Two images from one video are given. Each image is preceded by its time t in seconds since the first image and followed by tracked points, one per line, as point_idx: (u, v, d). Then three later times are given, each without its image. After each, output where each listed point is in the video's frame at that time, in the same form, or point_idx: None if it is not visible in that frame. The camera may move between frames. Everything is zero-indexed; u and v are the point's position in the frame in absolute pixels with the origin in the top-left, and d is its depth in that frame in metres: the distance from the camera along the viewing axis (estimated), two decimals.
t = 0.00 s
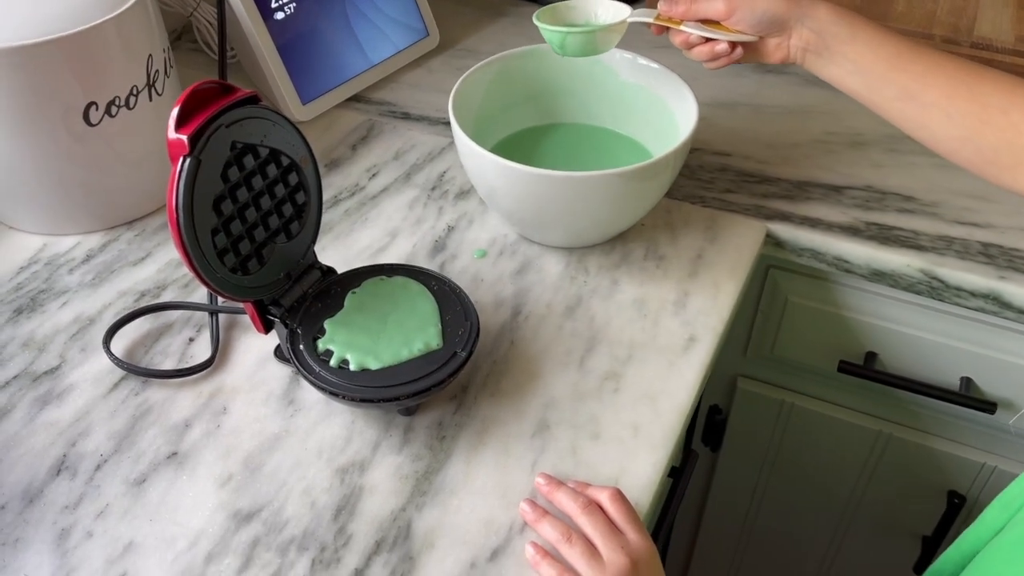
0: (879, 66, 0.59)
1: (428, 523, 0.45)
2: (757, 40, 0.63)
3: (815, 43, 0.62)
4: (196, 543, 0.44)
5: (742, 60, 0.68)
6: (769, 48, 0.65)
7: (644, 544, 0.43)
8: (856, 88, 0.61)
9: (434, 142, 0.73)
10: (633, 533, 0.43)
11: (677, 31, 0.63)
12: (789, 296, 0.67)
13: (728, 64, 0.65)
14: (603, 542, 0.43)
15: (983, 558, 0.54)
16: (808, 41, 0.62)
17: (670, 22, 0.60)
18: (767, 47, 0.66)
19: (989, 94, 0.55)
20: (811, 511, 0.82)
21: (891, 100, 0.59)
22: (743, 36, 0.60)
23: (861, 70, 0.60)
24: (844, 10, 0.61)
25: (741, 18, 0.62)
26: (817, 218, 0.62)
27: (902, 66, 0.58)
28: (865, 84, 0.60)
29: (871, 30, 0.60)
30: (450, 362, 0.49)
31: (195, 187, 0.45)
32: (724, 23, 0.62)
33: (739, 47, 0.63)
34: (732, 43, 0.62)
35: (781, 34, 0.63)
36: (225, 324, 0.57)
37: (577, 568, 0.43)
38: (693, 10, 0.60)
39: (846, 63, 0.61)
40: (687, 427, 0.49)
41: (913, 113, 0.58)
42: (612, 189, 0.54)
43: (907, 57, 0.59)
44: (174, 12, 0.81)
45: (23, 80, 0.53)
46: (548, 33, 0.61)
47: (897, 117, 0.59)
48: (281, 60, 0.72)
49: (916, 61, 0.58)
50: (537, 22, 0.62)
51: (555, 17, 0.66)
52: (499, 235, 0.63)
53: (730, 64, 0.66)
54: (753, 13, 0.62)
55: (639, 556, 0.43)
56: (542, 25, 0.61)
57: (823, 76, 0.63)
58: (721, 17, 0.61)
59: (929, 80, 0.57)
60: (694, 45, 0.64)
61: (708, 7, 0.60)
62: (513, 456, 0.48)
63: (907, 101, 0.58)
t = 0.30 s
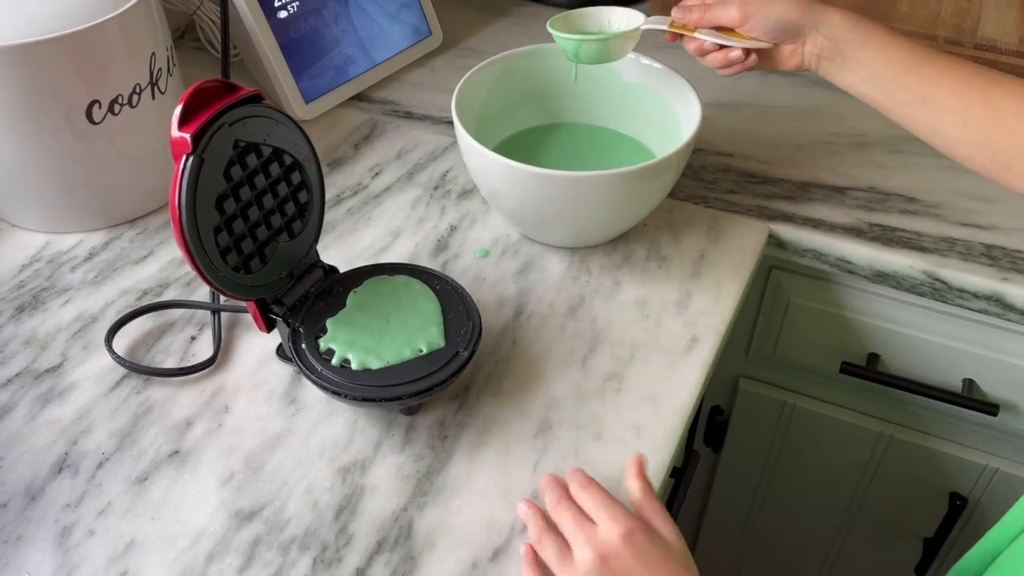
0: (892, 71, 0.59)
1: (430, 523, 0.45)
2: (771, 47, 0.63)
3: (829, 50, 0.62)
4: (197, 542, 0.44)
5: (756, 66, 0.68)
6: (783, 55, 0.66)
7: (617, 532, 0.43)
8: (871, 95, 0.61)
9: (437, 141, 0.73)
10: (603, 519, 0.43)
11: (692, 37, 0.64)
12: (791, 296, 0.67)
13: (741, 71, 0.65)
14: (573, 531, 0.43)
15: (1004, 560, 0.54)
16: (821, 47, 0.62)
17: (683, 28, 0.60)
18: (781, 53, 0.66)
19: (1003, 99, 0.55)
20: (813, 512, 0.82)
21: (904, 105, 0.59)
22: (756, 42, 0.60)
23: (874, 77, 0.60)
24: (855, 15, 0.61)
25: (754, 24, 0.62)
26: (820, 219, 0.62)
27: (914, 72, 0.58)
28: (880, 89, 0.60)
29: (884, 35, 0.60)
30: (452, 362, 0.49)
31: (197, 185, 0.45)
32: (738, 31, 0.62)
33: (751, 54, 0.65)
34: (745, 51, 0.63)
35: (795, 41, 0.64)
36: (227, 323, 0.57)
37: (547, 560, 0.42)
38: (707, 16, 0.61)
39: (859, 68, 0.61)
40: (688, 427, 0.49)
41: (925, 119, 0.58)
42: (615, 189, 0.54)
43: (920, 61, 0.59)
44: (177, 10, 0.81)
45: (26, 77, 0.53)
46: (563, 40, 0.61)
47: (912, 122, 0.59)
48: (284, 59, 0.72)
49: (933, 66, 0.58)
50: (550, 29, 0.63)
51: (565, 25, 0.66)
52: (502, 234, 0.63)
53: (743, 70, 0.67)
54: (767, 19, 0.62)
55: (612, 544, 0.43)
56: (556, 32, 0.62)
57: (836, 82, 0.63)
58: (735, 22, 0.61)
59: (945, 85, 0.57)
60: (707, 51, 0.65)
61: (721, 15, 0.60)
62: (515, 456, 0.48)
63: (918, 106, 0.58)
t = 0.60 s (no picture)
0: (934, 85, 0.61)
1: (445, 523, 0.45)
2: (813, 57, 0.65)
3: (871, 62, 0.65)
4: (213, 541, 0.44)
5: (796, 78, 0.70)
6: (825, 67, 0.68)
7: (483, 309, 0.39)
8: (913, 108, 0.63)
9: (448, 140, 0.73)
10: (471, 294, 0.40)
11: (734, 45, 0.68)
12: (802, 297, 0.67)
13: (780, 81, 0.67)
14: (438, 312, 0.39)
15: None
16: (864, 59, 0.65)
17: (727, 36, 0.64)
18: (822, 65, 0.68)
19: None
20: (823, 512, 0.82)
21: (945, 118, 0.61)
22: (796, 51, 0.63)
23: (918, 91, 0.62)
24: (899, 31, 0.64)
25: (797, 36, 0.66)
26: (832, 220, 0.62)
27: (956, 88, 0.60)
28: (925, 104, 0.62)
29: (931, 53, 0.62)
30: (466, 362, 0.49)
31: (214, 183, 0.45)
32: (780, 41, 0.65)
33: (794, 64, 0.66)
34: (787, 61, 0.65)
35: (838, 53, 0.66)
36: (239, 322, 0.57)
37: (415, 341, 0.39)
38: (750, 26, 0.65)
39: (902, 82, 0.63)
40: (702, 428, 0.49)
41: (960, 134, 0.60)
42: (630, 189, 0.54)
43: (962, 77, 0.61)
44: (188, 8, 0.81)
45: (41, 76, 0.53)
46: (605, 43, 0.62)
47: (949, 135, 0.61)
48: (296, 58, 0.72)
49: (978, 83, 0.60)
50: (593, 31, 0.64)
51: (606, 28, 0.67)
52: (514, 234, 0.63)
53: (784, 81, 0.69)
54: (810, 30, 0.65)
55: (478, 320, 0.39)
56: (599, 35, 0.63)
57: (878, 95, 0.65)
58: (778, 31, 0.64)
59: (990, 103, 0.59)
60: (749, 60, 0.68)
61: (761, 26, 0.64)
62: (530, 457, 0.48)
63: (958, 120, 0.60)
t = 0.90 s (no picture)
0: (919, 92, 0.59)
1: (445, 524, 0.45)
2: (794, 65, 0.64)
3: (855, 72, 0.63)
4: (213, 541, 0.44)
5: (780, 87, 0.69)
6: (807, 78, 0.66)
7: (301, 118, 0.44)
8: (899, 117, 0.61)
9: (449, 140, 0.73)
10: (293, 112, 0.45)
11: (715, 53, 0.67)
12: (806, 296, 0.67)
13: (762, 90, 0.67)
14: (256, 127, 0.43)
15: None
16: (847, 69, 0.63)
17: (708, 43, 0.64)
18: (804, 75, 0.67)
19: None
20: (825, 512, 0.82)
21: (933, 125, 0.59)
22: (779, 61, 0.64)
23: (903, 100, 0.60)
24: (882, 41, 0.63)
25: (779, 44, 0.65)
26: (835, 220, 0.62)
27: (943, 96, 0.58)
28: (904, 110, 0.60)
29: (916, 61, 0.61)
30: (465, 363, 0.49)
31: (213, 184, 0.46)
32: (761, 50, 0.65)
33: (775, 73, 0.66)
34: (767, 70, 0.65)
35: (819, 62, 0.65)
36: (239, 322, 0.57)
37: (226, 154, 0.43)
38: (731, 33, 0.64)
39: (887, 91, 0.61)
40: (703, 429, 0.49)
41: (953, 141, 0.58)
42: (631, 189, 0.54)
43: (946, 85, 0.59)
44: (189, 8, 0.81)
45: (42, 76, 0.53)
46: (587, 50, 0.62)
47: (940, 144, 0.59)
48: (297, 58, 0.72)
49: (966, 89, 0.58)
50: (573, 37, 0.64)
51: (588, 31, 0.66)
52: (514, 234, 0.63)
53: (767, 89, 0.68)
54: (792, 38, 0.64)
55: (301, 126, 0.44)
56: (579, 42, 0.63)
57: (864, 105, 0.64)
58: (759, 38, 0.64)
59: (970, 105, 0.57)
60: (729, 68, 0.67)
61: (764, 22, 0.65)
62: (530, 457, 0.48)
63: (947, 128, 0.58)
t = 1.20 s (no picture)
0: (943, 103, 0.58)
1: (441, 522, 0.45)
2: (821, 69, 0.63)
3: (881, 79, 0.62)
4: (209, 539, 0.44)
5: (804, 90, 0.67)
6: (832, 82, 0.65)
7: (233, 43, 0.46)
8: (921, 129, 0.60)
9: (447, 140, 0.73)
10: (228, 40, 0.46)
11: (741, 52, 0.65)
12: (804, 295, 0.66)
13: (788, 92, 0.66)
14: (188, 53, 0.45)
15: None
16: (874, 76, 0.62)
17: (735, 43, 0.62)
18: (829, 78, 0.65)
19: None
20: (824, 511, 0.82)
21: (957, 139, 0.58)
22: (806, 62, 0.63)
23: (927, 112, 0.59)
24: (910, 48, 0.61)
25: (807, 48, 0.62)
26: (833, 219, 0.62)
27: (968, 110, 0.57)
28: (922, 119, 0.59)
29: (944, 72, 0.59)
30: (462, 361, 0.49)
31: (210, 183, 0.46)
32: (790, 51, 0.63)
33: (801, 76, 0.64)
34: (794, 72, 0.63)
35: (847, 68, 0.63)
36: (237, 321, 0.57)
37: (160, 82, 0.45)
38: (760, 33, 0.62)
39: (912, 100, 0.60)
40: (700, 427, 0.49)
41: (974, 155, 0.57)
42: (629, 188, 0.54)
43: (971, 99, 0.58)
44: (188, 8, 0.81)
45: (41, 74, 0.53)
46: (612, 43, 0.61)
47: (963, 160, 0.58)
48: (295, 57, 0.72)
49: (985, 102, 0.57)
50: (597, 29, 0.63)
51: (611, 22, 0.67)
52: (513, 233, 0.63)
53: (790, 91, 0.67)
54: (822, 42, 0.62)
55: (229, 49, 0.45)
56: (604, 35, 0.62)
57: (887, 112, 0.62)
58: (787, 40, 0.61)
59: (990, 118, 0.56)
60: (756, 68, 0.65)
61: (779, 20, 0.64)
62: (526, 456, 0.48)
63: (969, 142, 0.57)
